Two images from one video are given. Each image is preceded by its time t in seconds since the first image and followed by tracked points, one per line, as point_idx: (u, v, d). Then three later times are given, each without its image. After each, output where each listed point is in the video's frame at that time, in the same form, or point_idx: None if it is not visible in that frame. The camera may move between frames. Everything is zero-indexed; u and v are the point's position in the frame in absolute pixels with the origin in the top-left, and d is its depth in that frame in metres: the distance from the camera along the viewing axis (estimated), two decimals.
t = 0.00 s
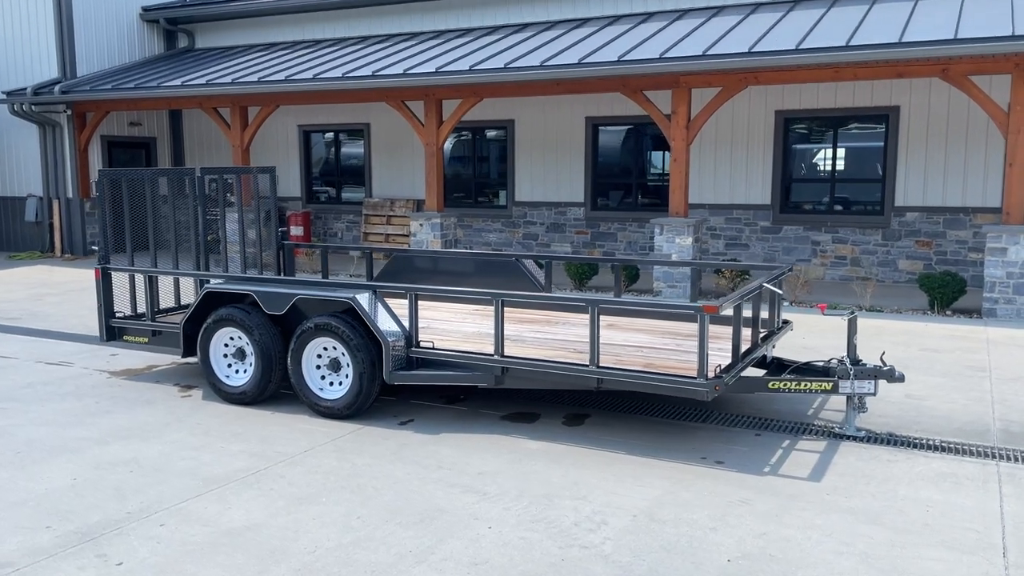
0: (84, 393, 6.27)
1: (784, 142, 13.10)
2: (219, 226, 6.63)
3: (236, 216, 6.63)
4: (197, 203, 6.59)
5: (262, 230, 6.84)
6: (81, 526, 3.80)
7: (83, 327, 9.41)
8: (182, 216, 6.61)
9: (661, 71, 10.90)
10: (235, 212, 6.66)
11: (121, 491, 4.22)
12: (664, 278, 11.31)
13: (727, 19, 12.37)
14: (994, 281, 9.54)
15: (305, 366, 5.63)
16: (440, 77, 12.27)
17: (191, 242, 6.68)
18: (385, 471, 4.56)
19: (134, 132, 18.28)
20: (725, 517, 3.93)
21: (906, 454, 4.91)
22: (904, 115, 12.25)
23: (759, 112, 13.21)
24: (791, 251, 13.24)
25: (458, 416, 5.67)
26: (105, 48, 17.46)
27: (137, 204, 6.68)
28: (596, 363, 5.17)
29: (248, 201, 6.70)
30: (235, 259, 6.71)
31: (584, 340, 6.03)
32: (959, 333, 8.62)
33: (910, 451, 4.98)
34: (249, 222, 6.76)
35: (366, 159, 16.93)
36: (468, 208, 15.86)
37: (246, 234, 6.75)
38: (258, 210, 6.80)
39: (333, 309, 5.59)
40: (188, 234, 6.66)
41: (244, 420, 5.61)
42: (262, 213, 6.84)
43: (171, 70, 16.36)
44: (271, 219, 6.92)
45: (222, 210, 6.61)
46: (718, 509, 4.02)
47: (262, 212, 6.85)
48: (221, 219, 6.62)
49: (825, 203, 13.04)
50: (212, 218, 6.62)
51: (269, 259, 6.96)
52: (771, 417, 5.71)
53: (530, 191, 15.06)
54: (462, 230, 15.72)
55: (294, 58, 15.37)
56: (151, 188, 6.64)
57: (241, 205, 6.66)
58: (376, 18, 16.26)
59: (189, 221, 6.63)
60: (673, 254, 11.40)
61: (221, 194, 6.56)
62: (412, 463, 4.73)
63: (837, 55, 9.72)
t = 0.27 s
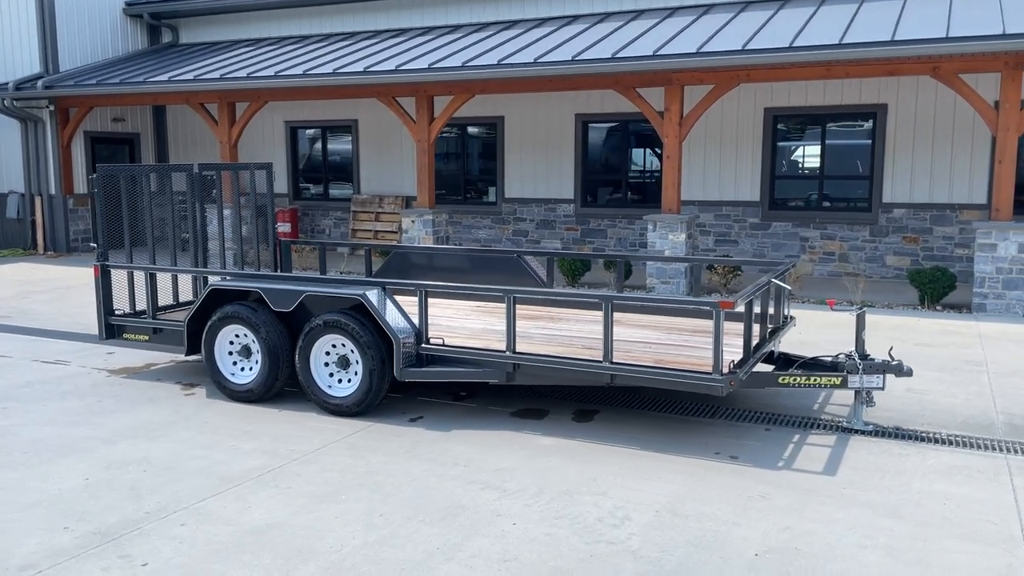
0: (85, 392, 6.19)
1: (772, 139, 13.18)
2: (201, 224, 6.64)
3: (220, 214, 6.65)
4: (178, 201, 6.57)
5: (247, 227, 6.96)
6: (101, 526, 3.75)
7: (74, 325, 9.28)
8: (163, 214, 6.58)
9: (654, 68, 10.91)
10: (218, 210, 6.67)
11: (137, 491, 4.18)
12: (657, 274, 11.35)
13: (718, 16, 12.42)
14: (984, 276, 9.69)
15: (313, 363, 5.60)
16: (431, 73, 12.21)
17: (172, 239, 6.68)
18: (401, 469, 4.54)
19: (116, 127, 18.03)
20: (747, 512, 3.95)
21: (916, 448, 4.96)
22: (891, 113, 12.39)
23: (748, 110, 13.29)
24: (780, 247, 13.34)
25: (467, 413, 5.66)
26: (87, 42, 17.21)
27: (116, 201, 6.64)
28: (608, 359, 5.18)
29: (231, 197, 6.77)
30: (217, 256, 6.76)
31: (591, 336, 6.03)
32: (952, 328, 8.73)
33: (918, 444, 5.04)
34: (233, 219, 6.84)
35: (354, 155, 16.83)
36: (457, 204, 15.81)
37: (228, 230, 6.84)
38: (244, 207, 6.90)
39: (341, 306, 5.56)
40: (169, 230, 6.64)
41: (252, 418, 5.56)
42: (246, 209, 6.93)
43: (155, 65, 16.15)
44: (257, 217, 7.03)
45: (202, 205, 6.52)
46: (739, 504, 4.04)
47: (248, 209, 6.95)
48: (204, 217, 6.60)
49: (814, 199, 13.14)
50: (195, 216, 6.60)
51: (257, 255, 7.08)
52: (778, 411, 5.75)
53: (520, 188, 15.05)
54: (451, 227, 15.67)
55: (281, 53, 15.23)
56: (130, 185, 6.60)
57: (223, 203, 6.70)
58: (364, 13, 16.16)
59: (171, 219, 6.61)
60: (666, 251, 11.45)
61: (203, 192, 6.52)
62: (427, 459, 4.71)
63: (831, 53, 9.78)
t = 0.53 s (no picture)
0: (93, 391, 6.14)
1: (762, 136, 13.33)
2: (191, 221, 6.66)
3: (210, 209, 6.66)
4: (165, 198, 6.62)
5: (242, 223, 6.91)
6: (133, 525, 3.74)
7: (69, 324, 9.19)
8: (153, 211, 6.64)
9: (649, 66, 10.99)
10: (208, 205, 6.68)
11: (165, 489, 4.17)
12: (651, 271, 11.44)
13: (711, 15, 12.53)
14: (974, 272, 9.87)
15: (328, 361, 5.60)
16: (426, 71, 12.19)
17: (159, 237, 6.71)
18: (425, 465, 4.56)
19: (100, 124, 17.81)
20: (773, 504, 4.03)
21: (927, 440, 5.06)
22: (880, 111, 12.57)
23: (738, 107, 13.42)
24: (771, 244, 13.49)
25: (482, 410, 5.69)
26: (70, 38, 16.98)
27: (113, 198, 6.67)
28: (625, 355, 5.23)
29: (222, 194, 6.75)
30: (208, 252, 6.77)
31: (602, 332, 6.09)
32: (946, 323, 8.89)
33: (929, 437, 5.14)
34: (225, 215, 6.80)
35: (342, 153, 16.76)
36: (447, 202, 15.82)
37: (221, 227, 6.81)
38: (238, 203, 6.87)
39: (357, 303, 5.58)
40: (155, 228, 6.68)
41: (267, 416, 5.56)
42: (241, 205, 6.89)
43: (141, 61, 15.97)
44: (254, 213, 6.98)
45: (205, 202, 6.63)
46: (764, 497, 4.12)
47: (242, 205, 6.91)
48: (194, 212, 6.64)
49: (803, 196, 13.29)
50: (185, 212, 6.64)
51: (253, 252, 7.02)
52: (788, 405, 5.84)
53: (511, 184, 15.08)
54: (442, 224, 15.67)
55: (270, 49, 15.12)
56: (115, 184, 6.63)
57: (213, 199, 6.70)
58: (353, 9, 16.09)
59: (160, 216, 6.66)
60: (661, 247, 11.54)
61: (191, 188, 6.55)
62: (450, 455, 4.74)
63: (825, 53, 9.91)
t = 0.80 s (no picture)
0: (96, 392, 6.09)
1: (748, 136, 13.46)
2: (176, 220, 6.60)
3: (194, 209, 6.57)
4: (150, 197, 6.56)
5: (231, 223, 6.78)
6: (157, 526, 3.72)
7: (60, 324, 9.07)
8: (139, 209, 6.59)
9: (641, 65, 11.05)
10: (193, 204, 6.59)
11: (184, 490, 4.16)
12: (642, 269, 11.51)
13: (699, 15, 12.63)
14: (960, 269, 10.06)
15: (337, 360, 5.60)
16: (416, 69, 12.17)
17: (143, 235, 6.65)
18: (442, 464, 4.58)
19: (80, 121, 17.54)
20: (790, 499, 4.10)
21: (931, 435, 5.17)
22: (864, 111, 12.75)
23: (725, 107, 13.54)
24: (757, 243, 13.63)
25: (491, 408, 5.71)
26: (49, 34, 16.72)
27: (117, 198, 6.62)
28: (635, 353, 5.29)
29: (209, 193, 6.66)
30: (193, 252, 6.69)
31: (608, 331, 6.14)
32: (935, 320, 9.05)
33: (932, 432, 5.25)
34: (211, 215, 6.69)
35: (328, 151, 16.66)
36: (435, 200, 15.80)
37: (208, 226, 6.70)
38: (228, 202, 6.76)
39: (366, 303, 5.59)
40: (139, 226, 6.62)
41: (276, 416, 5.55)
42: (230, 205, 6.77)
43: (123, 58, 15.77)
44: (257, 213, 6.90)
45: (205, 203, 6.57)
46: (781, 492, 4.19)
47: (232, 205, 6.79)
48: (179, 212, 6.57)
49: (789, 196, 13.44)
50: (170, 211, 6.58)
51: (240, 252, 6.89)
52: (790, 402, 5.93)
53: (498, 183, 15.10)
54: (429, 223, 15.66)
55: (256, 47, 15.01)
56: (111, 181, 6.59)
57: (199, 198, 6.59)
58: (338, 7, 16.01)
59: (145, 215, 6.60)
60: (652, 246, 11.63)
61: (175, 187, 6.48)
62: (465, 454, 4.76)
63: (816, 53, 10.02)
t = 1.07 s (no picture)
0: (93, 392, 5.98)
1: (734, 133, 13.55)
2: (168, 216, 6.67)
3: (181, 204, 6.67)
4: (132, 194, 6.58)
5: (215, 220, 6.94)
6: (177, 526, 3.67)
7: (46, 324, 8.91)
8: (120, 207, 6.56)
9: (631, 63, 11.07)
10: (179, 200, 6.69)
11: (198, 490, 4.09)
12: (632, 266, 11.54)
13: (686, 13, 12.69)
14: (947, 265, 10.23)
15: (342, 357, 5.56)
16: (405, 66, 12.09)
17: (133, 234, 6.62)
18: (457, 460, 4.55)
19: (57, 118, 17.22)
20: (807, 491, 4.12)
21: (936, 427, 5.23)
22: (849, 109, 12.90)
23: (711, 105, 13.62)
24: (743, 239, 13.73)
25: (497, 405, 5.69)
26: (25, 29, 16.40)
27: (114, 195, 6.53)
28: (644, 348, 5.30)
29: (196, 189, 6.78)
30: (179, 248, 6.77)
31: (612, 327, 6.14)
32: (924, 315, 9.17)
33: (936, 424, 5.31)
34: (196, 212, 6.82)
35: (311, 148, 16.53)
36: (420, 198, 15.73)
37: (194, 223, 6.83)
38: (211, 199, 6.92)
39: (371, 299, 5.55)
40: (129, 224, 6.59)
41: (281, 414, 5.48)
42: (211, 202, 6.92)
43: (103, 54, 15.50)
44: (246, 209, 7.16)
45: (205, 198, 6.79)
46: (797, 485, 4.21)
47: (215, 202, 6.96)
48: (165, 208, 6.63)
49: (774, 193, 13.56)
50: (156, 208, 6.63)
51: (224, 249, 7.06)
52: (793, 396, 5.98)
53: (485, 181, 15.07)
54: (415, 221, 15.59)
55: (239, 43, 14.84)
56: (108, 179, 6.49)
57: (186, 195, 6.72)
58: (322, 3, 15.88)
59: (128, 212, 6.60)
60: (641, 243, 11.67)
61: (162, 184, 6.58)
62: (479, 450, 4.74)
63: (805, 51, 10.10)
